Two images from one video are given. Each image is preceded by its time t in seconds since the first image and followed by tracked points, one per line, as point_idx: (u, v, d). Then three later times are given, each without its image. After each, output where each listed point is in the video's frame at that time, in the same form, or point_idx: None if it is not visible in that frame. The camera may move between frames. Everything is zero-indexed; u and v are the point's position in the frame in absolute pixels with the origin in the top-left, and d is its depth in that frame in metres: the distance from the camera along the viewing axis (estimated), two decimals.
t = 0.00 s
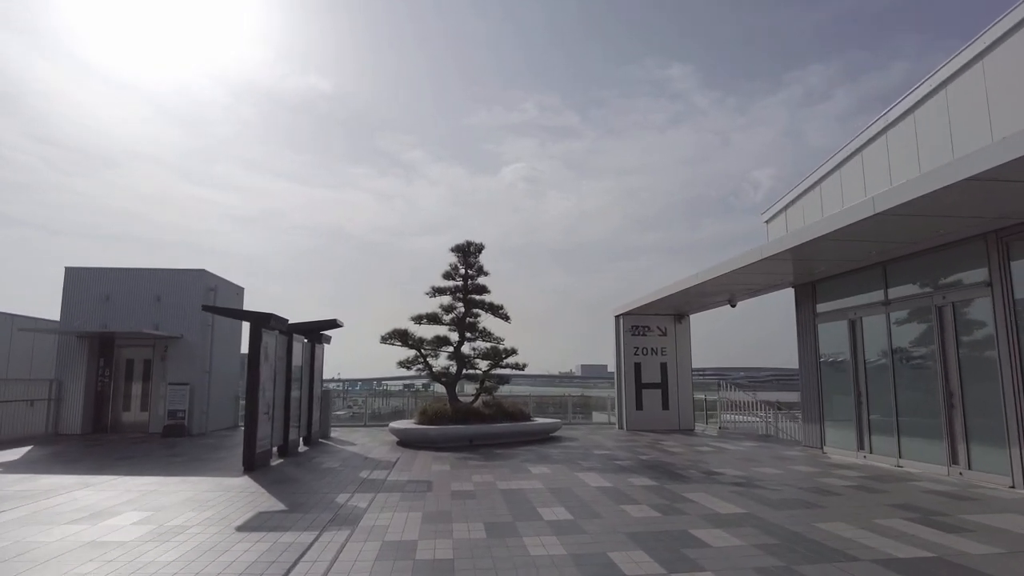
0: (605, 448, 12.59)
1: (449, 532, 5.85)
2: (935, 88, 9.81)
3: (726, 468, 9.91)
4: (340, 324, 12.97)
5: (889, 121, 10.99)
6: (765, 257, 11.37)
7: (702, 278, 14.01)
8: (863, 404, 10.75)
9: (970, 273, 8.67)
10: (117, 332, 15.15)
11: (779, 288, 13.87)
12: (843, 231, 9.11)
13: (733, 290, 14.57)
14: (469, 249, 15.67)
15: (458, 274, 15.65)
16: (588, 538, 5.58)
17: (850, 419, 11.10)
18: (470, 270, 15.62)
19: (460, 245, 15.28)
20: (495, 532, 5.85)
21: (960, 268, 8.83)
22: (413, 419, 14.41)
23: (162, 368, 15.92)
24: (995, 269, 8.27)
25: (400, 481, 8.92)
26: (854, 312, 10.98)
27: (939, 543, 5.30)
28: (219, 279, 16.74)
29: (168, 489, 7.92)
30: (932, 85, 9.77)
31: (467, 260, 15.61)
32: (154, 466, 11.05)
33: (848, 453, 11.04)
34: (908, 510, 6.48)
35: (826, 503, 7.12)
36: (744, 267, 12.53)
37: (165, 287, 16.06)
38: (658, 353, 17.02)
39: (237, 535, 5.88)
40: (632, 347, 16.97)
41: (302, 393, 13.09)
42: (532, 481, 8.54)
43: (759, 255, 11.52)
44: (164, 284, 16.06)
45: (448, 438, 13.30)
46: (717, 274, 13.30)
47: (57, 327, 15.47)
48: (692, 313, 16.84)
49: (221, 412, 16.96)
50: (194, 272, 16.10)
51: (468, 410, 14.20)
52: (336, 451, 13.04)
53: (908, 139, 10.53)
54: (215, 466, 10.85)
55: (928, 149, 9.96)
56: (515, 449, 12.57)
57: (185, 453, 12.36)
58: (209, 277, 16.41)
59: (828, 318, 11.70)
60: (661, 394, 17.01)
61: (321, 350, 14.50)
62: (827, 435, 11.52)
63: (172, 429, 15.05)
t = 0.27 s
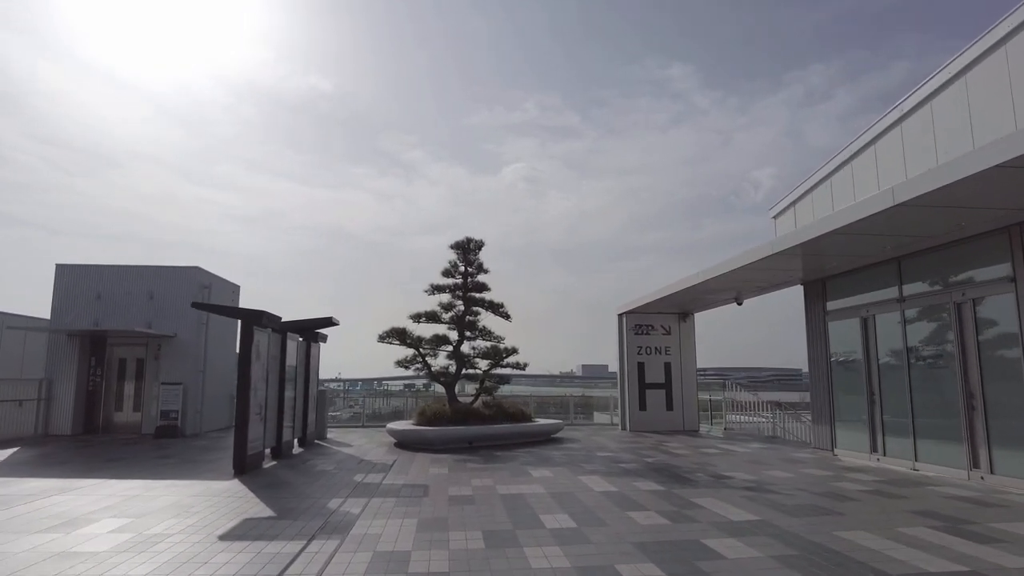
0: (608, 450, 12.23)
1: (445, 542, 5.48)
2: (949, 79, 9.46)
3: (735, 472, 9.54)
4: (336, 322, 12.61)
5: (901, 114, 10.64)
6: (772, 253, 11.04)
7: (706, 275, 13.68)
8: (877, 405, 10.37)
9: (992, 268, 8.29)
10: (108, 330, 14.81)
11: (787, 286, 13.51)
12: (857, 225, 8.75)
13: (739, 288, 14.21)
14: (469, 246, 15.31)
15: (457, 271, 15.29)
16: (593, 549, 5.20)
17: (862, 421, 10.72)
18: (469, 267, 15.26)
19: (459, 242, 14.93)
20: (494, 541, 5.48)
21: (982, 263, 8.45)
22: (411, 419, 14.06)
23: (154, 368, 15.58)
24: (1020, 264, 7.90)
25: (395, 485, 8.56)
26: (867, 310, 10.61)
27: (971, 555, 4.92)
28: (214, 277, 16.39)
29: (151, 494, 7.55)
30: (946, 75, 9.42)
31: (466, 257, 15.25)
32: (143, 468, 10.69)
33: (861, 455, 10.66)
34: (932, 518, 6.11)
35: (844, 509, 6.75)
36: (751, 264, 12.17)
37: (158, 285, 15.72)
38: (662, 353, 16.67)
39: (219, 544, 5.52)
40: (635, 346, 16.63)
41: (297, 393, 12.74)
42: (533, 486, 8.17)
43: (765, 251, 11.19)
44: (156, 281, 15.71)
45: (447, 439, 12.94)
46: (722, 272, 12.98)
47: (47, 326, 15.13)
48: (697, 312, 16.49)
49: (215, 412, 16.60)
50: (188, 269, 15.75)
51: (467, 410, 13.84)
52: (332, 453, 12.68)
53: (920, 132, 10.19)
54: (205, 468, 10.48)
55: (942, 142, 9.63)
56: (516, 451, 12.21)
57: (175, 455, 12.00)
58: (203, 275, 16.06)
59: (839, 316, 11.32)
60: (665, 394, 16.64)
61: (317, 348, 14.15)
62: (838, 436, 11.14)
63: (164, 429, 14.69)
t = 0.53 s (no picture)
0: (611, 454, 11.84)
1: (438, 558, 5.09)
2: (965, 68, 9.10)
3: (744, 478, 9.15)
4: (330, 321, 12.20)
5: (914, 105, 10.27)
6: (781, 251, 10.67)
7: (712, 273, 13.30)
8: (891, 408, 9.96)
9: (1016, 264, 7.87)
10: (97, 330, 14.42)
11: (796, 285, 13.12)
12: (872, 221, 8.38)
13: (746, 287, 13.81)
14: (467, 244, 14.92)
15: (456, 270, 14.90)
16: (599, 566, 4.81)
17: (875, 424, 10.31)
18: (468, 265, 14.87)
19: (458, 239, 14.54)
20: (491, 557, 5.09)
21: (1004, 259, 8.03)
22: (408, 422, 13.67)
23: (145, 369, 15.19)
24: None
25: (389, 493, 8.16)
26: (880, 308, 10.20)
27: (1008, 572, 4.54)
28: (206, 276, 15.98)
29: (131, 502, 7.16)
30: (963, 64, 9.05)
31: (465, 255, 14.85)
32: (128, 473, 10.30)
33: (874, 460, 10.25)
34: (959, 530, 5.72)
35: (863, 519, 6.37)
36: (759, 262, 11.78)
37: (148, 284, 15.33)
38: (666, 353, 16.29)
39: (196, 560, 5.12)
40: (638, 347, 16.24)
41: (289, 395, 12.36)
42: (534, 494, 7.77)
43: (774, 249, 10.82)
44: (147, 280, 15.33)
45: (445, 443, 12.53)
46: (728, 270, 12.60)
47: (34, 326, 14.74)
48: (701, 311, 16.10)
49: (208, 414, 16.20)
50: (179, 268, 15.36)
51: (465, 413, 13.45)
52: (326, 457, 12.29)
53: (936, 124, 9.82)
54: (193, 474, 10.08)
55: (958, 134, 9.26)
56: (516, 455, 11.82)
57: (163, 459, 11.61)
58: (195, 274, 15.66)
59: (851, 314, 10.91)
60: (668, 396, 16.25)
61: (311, 348, 13.75)
62: (850, 440, 10.73)
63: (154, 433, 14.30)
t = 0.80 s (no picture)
0: (615, 455, 11.47)
1: (435, 569, 4.72)
2: (986, 53, 8.70)
3: (755, 480, 8.79)
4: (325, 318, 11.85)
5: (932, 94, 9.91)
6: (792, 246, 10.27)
7: (717, 270, 12.94)
8: (907, 407, 9.56)
9: None
10: (87, 328, 14.06)
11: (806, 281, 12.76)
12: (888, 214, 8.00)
13: (754, 283, 13.45)
14: (467, 240, 14.55)
15: (455, 266, 14.53)
16: None
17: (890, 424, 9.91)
18: (468, 262, 14.51)
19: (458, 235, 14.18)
20: (493, 568, 4.72)
21: None
22: (405, 422, 13.29)
23: (137, 368, 14.82)
24: None
25: (384, 497, 7.79)
26: (895, 303, 9.81)
27: None
28: (199, 273, 15.68)
29: (111, 507, 6.79)
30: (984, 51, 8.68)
31: (465, 251, 14.49)
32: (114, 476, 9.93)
33: (888, 461, 9.85)
34: (993, 538, 5.35)
35: (886, 525, 6.01)
36: (767, 257, 11.41)
37: (140, 281, 14.99)
38: (670, 352, 15.93)
39: (174, 572, 4.75)
40: (641, 345, 15.88)
41: (283, 395, 12.01)
42: (536, 498, 7.39)
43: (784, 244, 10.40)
44: (139, 277, 14.98)
45: (443, 444, 12.15)
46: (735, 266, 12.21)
47: (23, 324, 14.37)
48: (706, 309, 15.73)
49: (201, 415, 15.82)
50: (172, 265, 15.05)
51: (465, 413, 13.07)
52: (320, 459, 11.91)
53: (955, 114, 9.44)
54: (182, 476, 9.72)
55: (979, 122, 8.87)
56: (517, 456, 11.44)
57: (153, 460, 11.24)
58: (187, 270, 15.37)
59: (864, 310, 10.52)
60: (673, 396, 15.87)
61: (306, 346, 13.39)
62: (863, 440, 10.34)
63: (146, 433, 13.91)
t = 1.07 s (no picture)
0: (619, 461, 11.07)
1: None
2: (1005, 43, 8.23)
3: (767, 489, 8.40)
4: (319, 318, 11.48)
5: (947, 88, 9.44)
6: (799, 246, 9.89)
7: (723, 269, 12.54)
8: (925, 412, 9.15)
9: None
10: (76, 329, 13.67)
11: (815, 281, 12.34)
12: (904, 211, 7.63)
13: (762, 284, 13.05)
14: (467, 238, 14.15)
15: (454, 266, 14.14)
16: None
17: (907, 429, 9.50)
18: (467, 261, 14.12)
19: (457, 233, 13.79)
20: None
21: None
22: (403, 426, 12.89)
23: (127, 370, 14.43)
24: None
25: (379, 507, 7.39)
26: (913, 304, 9.39)
27: None
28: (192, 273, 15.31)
29: (89, 519, 6.39)
30: (1000, 44, 8.24)
31: (464, 250, 14.09)
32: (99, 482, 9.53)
33: (906, 468, 9.43)
34: None
35: (914, 541, 5.62)
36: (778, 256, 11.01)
37: (131, 281, 14.61)
38: (674, 354, 15.54)
39: None
40: (645, 347, 15.49)
41: (276, 398, 11.63)
42: (539, 508, 6.99)
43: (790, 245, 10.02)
44: (130, 276, 14.60)
45: (442, 449, 11.75)
46: (740, 266, 11.84)
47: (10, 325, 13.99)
48: (712, 310, 15.34)
49: (194, 418, 15.41)
50: (164, 264, 14.67)
51: (464, 417, 12.67)
52: (315, 464, 11.52)
53: (971, 108, 8.98)
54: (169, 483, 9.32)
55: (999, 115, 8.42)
56: (518, 462, 11.05)
57: (140, 465, 10.83)
58: (180, 269, 15.00)
59: (879, 311, 10.11)
60: (678, 399, 15.47)
61: (300, 348, 13.02)
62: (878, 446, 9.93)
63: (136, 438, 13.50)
